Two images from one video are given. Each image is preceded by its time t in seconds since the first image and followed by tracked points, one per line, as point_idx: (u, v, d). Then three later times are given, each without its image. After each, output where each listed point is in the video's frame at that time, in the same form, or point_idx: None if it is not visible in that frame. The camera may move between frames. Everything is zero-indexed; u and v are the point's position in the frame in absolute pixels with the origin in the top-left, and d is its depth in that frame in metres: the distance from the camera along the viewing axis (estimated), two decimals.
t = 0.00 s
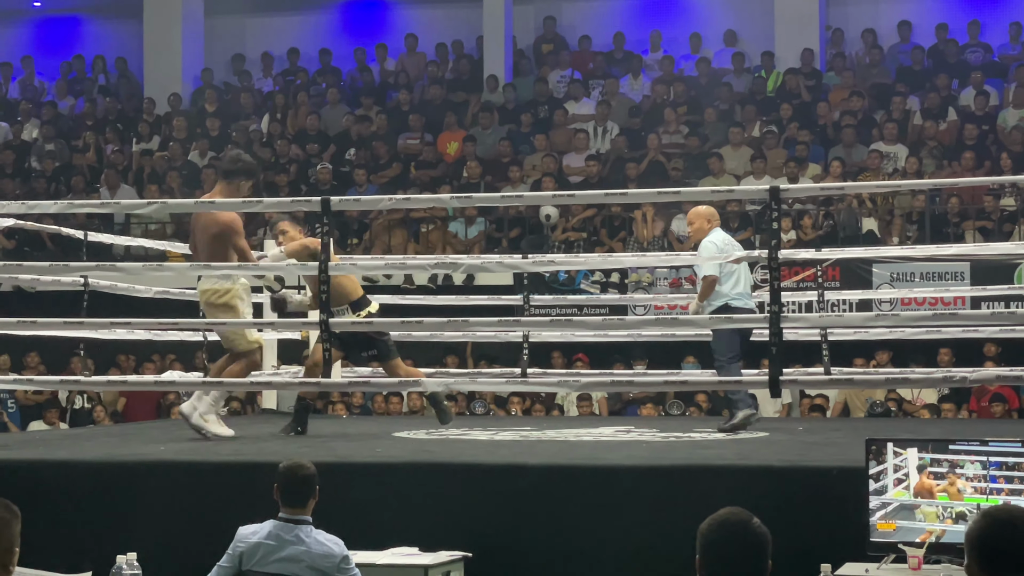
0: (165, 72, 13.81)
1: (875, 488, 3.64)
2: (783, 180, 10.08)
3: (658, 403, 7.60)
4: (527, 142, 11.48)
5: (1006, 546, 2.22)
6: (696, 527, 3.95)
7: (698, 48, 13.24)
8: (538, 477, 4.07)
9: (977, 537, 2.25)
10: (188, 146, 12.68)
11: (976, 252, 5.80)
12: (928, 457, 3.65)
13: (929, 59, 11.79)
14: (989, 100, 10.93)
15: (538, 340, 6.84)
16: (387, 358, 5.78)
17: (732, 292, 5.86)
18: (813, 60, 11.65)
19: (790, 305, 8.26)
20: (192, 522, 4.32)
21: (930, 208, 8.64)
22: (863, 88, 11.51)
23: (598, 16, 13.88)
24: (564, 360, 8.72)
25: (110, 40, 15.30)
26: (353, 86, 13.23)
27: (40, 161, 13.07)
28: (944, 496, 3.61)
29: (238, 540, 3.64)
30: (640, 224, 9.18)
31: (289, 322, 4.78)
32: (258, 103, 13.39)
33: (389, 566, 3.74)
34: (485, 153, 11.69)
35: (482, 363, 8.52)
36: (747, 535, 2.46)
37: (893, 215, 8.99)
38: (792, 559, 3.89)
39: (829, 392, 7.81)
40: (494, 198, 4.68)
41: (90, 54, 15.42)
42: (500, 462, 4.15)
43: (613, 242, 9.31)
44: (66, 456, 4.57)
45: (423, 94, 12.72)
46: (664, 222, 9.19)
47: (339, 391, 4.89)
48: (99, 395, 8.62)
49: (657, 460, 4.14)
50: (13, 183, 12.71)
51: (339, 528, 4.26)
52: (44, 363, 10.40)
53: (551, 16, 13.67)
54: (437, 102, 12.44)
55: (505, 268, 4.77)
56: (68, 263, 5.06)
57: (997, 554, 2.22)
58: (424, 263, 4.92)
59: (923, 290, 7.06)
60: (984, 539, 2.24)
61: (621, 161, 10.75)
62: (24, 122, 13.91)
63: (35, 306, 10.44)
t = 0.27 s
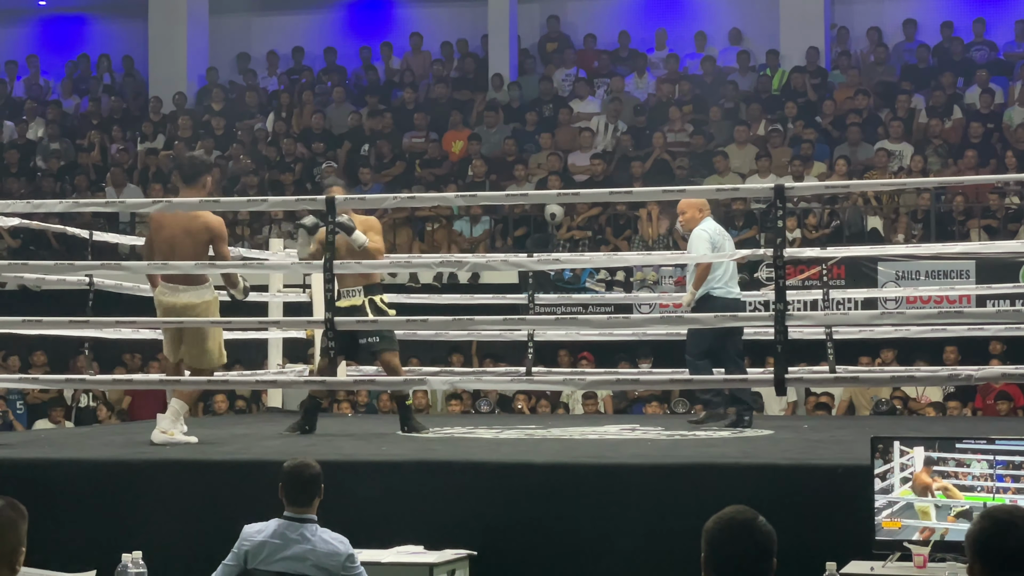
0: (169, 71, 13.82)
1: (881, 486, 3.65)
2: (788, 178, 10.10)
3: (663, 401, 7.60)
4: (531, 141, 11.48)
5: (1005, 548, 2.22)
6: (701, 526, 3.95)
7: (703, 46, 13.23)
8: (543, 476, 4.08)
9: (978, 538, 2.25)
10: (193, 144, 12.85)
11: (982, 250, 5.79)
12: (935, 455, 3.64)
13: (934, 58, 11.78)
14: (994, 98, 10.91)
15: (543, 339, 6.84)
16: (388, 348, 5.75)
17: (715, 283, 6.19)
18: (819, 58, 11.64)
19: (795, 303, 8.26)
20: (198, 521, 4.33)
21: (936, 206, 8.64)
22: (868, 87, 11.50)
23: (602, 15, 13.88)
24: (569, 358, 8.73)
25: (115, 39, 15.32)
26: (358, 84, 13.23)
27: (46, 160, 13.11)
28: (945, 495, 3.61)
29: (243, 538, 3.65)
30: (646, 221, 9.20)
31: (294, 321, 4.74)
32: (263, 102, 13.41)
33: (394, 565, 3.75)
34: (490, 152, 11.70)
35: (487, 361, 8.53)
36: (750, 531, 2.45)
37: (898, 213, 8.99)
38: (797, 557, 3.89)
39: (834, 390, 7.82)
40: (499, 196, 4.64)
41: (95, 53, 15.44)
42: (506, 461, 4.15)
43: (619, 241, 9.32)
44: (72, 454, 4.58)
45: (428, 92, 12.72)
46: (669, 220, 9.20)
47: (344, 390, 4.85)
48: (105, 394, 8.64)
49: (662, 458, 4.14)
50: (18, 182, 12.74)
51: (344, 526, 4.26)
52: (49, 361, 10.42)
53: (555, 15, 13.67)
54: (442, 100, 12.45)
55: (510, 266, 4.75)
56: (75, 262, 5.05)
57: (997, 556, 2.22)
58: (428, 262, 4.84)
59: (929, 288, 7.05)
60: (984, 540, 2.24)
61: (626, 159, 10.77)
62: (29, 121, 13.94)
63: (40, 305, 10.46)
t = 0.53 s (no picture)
0: (177, 70, 13.85)
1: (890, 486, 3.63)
2: (795, 177, 10.10)
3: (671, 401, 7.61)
4: (538, 140, 11.50)
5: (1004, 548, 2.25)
6: (708, 525, 3.95)
7: (710, 44, 13.22)
8: (550, 475, 4.08)
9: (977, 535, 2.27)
10: (201, 143, 12.90)
11: (990, 250, 5.79)
12: (943, 456, 3.62)
13: (942, 57, 11.76)
14: (1002, 97, 10.90)
15: (550, 338, 6.85)
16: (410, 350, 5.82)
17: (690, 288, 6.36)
18: (826, 57, 11.63)
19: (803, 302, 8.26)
20: (205, 520, 4.34)
21: (943, 206, 8.63)
22: (876, 85, 11.49)
23: (609, 14, 13.87)
24: (576, 357, 8.74)
25: (123, 38, 15.34)
26: (365, 83, 13.24)
27: (54, 159, 13.15)
28: (958, 495, 3.61)
29: (251, 538, 3.65)
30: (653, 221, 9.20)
31: (302, 319, 4.78)
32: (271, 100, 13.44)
33: (402, 564, 3.75)
34: (497, 151, 11.71)
35: (494, 360, 8.54)
36: (754, 531, 2.46)
37: (906, 212, 8.98)
38: (804, 556, 3.89)
39: (842, 389, 7.82)
40: (505, 195, 4.66)
41: (102, 52, 15.46)
42: (514, 460, 4.15)
43: (626, 240, 9.33)
44: (80, 453, 4.59)
45: (435, 91, 12.73)
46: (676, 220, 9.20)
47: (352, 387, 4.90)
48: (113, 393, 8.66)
49: (670, 457, 4.14)
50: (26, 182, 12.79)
51: (351, 525, 4.27)
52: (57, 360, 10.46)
53: (562, 13, 13.66)
54: (449, 99, 12.46)
55: (516, 266, 4.75)
56: (82, 261, 5.02)
57: (1000, 555, 2.25)
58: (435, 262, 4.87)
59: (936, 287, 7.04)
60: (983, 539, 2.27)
61: (634, 158, 10.78)
62: (37, 120, 13.97)
63: (48, 304, 10.49)
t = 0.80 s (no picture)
0: (182, 69, 13.87)
1: (896, 487, 3.64)
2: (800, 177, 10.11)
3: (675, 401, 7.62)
4: (543, 140, 11.50)
5: (1006, 547, 2.23)
6: (713, 524, 3.95)
7: (715, 44, 13.20)
8: (555, 475, 4.08)
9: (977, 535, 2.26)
10: (206, 143, 12.91)
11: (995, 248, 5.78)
12: (949, 456, 3.62)
13: (947, 56, 11.75)
14: (1007, 96, 10.88)
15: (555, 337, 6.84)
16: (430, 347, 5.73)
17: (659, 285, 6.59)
18: (831, 57, 11.63)
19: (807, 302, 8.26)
20: (210, 520, 4.34)
21: (948, 205, 8.62)
22: (881, 85, 11.48)
23: (614, 13, 13.87)
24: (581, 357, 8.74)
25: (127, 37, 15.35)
26: (370, 83, 13.25)
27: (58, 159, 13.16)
28: (972, 496, 3.58)
29: (255, 538, 3.66)
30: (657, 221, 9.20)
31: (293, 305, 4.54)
32: (276, 100, 13.44)
33: (406, 564, 3.75)
34: (502, 151, 11.73)
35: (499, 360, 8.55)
36: (760, 532, 2.46)
37: (911, 212, 8.98)
38: (809, 556, 3.89)
39: (846, 389, 7.82)
40: (503, 176, 4.54)
41: (108, 51, 15.48)
42: (519, 460, 4.15)
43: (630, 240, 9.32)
44: (86, 452, 4.59)
45: (441, 90, 12.74)
46: (681, 220, 9.20)
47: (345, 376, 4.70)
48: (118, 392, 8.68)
49: (675, 457, 4.14)
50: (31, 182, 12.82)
51: (355, 525, 4.27)
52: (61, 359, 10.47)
53: (567, 13, 13.66)
54: (454, 99, 12.46)
55: (513, 254, 4.45)
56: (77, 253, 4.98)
57: (1001, 555, 2.23)
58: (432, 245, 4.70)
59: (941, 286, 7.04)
60: (983, 539, 2.25)
61: (638, 158, 10.78)
62: (43, 119, 13.99)
63: (52, 303, 10.50)
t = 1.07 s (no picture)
0: (188, 73, 13.90)
1: (902, 489, 3.62)
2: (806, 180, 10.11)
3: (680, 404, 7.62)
4: (549, 143, 11.51)
5: (1015, 550, 2.23)
6: (718, 528, 3.95)
7: (721, 48, 13.21)
8: (560, 478, 4.08)
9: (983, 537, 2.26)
10: (212, 145, 12.95)
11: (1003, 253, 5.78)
12: (955, 459, 3.62)
13: (953, 60, 11.74)
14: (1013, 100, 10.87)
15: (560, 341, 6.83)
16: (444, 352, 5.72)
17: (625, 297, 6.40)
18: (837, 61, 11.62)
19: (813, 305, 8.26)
20: (216, 522, 4.34)
21: (954, 209, 8.61)
22: (887, 89, 11.47)
23: (619, 16, 13.88)
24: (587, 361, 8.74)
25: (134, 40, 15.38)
26: (376, 86, 13.27)
27: (64, 161, 13.19)
28: (982, 500, 3.59)
29: (261, 540, 3.66)
30: (663, 224, 9.21)
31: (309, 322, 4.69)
32: (282, 102, 13.47)
33: (411, 567, 3.75)
34: (507, 154, 11.73)
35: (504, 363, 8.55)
36: (765, 533, 2.46)
37: (917, 216, 8.97)
38: (814, 559, 3.89)
39: (852, 392, 7.82)
40: (513, 191, 4.62)
41: (115, 54, 15.52)
42: (525, 463, 4.15)
43: (636, 243, 9.32)
44: (92, 454, 4.60)
45: (446, 93, 12.75)
46: (686, 223, 9.20)
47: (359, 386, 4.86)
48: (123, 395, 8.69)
49: (680, 461, 4.14)
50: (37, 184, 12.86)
51: (361, 528, 4.27)
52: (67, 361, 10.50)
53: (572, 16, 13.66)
54: (459, 101, 12.47)
55: (525, 267, 4.63)
56: (88, 265, 5.01)
57: (1008, 558, 2.23)
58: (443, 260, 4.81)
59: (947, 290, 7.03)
60: (990, 540, 2.25)
61: (644, 161, 10.79)
62: (49, 122, 14.03)
63: (58, 305, 10.52)
